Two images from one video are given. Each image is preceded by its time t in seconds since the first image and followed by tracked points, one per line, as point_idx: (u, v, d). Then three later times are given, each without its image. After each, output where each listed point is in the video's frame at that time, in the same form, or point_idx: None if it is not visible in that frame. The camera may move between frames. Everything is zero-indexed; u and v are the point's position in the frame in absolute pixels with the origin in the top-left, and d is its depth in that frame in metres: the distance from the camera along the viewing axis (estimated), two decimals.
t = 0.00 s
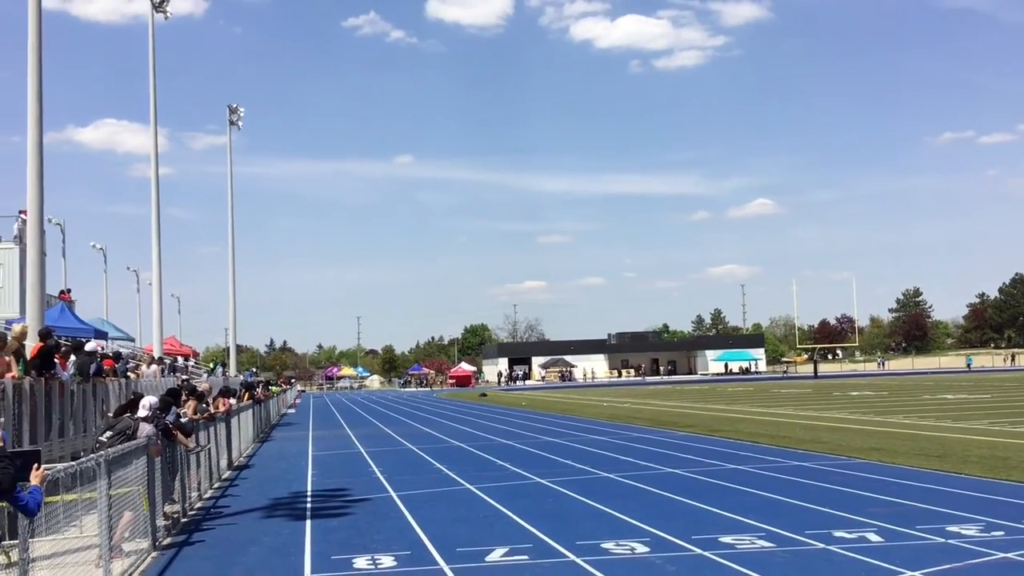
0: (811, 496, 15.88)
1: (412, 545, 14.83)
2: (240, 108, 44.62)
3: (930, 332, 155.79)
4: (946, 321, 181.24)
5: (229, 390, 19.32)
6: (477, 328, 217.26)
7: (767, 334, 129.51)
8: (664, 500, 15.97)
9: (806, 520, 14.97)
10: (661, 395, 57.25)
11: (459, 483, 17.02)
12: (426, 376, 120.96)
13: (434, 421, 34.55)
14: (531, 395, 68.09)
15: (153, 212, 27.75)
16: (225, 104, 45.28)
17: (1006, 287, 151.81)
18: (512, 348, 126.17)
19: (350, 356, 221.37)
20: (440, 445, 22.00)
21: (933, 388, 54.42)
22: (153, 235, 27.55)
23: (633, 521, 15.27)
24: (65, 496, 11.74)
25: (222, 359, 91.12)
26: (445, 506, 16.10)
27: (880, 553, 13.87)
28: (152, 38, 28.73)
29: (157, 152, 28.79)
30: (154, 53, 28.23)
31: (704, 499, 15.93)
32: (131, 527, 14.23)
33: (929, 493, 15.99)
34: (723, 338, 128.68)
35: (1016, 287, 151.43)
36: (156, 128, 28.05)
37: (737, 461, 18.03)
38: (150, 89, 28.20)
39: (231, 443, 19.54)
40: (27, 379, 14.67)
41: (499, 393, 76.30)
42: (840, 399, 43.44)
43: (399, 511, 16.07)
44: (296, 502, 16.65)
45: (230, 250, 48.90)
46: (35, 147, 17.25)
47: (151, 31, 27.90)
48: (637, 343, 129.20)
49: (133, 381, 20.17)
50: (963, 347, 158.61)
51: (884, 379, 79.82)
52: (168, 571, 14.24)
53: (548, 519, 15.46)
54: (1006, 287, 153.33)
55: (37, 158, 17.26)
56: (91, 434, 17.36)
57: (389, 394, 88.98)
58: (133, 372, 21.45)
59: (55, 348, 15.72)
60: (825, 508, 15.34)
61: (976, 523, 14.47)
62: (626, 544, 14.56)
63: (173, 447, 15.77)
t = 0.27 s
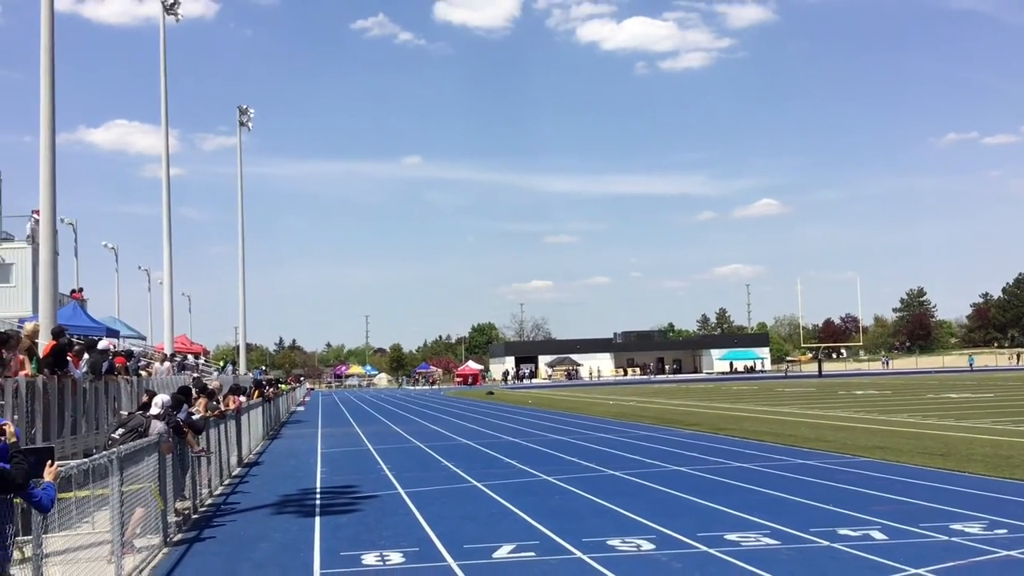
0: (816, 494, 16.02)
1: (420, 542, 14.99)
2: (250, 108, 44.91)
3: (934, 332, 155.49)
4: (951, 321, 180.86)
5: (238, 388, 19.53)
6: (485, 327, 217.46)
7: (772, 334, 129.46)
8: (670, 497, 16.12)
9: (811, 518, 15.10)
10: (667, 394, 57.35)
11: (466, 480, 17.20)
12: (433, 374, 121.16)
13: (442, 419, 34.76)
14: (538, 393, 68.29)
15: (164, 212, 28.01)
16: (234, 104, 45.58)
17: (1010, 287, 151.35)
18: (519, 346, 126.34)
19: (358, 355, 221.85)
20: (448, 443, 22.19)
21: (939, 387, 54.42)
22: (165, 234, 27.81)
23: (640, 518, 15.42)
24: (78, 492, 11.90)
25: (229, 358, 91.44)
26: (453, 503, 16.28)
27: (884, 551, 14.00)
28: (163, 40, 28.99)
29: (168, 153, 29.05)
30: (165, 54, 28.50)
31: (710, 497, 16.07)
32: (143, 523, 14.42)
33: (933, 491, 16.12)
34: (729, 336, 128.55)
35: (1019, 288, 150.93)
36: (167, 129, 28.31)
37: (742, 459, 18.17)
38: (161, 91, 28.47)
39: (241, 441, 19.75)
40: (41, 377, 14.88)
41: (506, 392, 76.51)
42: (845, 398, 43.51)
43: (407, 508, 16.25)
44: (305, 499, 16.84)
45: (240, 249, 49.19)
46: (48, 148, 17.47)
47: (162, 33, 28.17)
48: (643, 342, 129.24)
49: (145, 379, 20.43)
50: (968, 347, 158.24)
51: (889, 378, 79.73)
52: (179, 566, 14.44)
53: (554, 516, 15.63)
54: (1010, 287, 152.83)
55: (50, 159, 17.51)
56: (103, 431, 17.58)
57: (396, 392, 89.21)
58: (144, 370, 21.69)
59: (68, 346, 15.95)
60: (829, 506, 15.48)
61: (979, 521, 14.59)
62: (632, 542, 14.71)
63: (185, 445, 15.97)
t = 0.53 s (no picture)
0: (824, 493, 15.99)
1: (428, 540, 15.01)
2: (258, 108, 45.03)
3: (942, 330, 155.03)
4: (959, 319, 180.35)
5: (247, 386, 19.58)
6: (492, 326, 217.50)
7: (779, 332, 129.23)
8: (677, 496, 16.11)
9: (819, 517, 15.08)
10: (675, 393, 57.30)
11: (474, 479, 17.21)
12: (440, 373, 121.24)
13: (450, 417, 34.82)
14: (547, 392, 68.29)
15: (173, 212, 28.11)
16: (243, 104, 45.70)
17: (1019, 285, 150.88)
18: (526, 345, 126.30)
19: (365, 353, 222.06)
20: (455, 441, 22.22)
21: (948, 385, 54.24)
22: (174, 234, 27.90)
23: (648, 517, 15.41)
24: (88, 490, 11.91)
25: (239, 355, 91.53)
26: (461, 502, 16.29)
27: (892, 550, 13.97)
28: (172, 41, 29.08)
29: (178, 153, 29.15)
30: (174, 55, 28.59)
31: (718, 495, 16.07)
32: (151, 521, 14.45)
33: (941, 490, 16.09)
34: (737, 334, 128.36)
35: None
36: (176, 129, 28.41)
37: (750, 458, 18.16)
38: (170, 91, 28.57)
39: (249, 439, 19.81)
40: (50, 375, 14.92)
41: (515, 390, 76.54)
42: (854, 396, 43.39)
43: (416, 506, 16.27)
44: (313, 497, 16.88)
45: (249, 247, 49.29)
46: (57, 146, 17.52)
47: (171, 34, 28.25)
48: (651, 341, 129.09)
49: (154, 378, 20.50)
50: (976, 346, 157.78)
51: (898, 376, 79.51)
52: (188, 564, 14.48)
53: (562, 515, 15.63)
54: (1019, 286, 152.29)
55: (59, 158, 17.56)
56: (112, 430, 17.64)
57: (405, 391, 89.29)
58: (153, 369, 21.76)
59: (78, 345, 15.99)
60: (838, 504, 15.47)
61: (988, 520, 14.55)
62: (640, 540, 14.70)
63: (193, 443, 16.01)
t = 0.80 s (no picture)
0: (833, 489, 15.99)
1: (437, 536, 15.05)
2: (265, 105, 45.09)
3: (951, 325, 154.66)
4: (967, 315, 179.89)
5: (256, 382, 19.64)
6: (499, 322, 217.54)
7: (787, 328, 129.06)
8: (686, 492, 16.11)
9: (828, 512, 15.06)
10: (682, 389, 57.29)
11: (483, 474, 17.24)
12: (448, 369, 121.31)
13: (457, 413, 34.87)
14: (555, 387, 68.29)
15: (182, 208, 28.17)
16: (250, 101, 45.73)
17: None
18: (534, 341, 126.29)
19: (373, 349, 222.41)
20: (463, 437, 22.25)
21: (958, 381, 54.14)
22: (182, 230, 27.95)
23: (656, 513, 15.42)
24: (97, 487, 11.94)
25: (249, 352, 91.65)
26: (470, 497, 16.33)
27: (901, 546, 13.95)
28: (180, 37, 29.13)
29: (186, 149, 29.23)
30: (182, 51, 28.64)
31: (726, 491, 16.06)
32: (161, 517, 14.50)
33: (950, 486, 16.06)
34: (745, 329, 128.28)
35: None
36: (183, 126, 28.44)
37: (759, 453, 18.15)
38: (178, 88, 28.62)
39: (258, 435, 19.88)
40: (60, 371, 14.97)
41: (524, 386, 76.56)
42: (862, 392, 43.31)
43: (424, 502, 16.32)
44: (322, 493, 16.93)
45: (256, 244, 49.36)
46: (65, 143, 17.56)
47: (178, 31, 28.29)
48: (659, 336, 128.99)
49: (163, 374, 20.58)
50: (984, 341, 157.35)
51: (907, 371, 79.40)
52: (198, 559, 14.54)
53: (570, 511, 15.65)
54: None
55: (67, 154, 17.60)
56: (121, 426, 17.71)
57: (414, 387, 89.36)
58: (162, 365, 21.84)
59: (87, 341, 16.04)
60: (846, 500, 15.45)
61: (998, 516, 14.53)
62: (649, 535, 14.71)
63: (203, 439, 16.07)
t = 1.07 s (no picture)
0: (840, 488, 15.96)
1: (444, 535, 15.08)
2: (272, 105, 45.23)
3: (959, 324, 154.33)
4: (974, 313, 179.51)
5: (263, 381, 19.70)
6: (506, 322, 217.64)
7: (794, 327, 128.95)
8: (692, 491, 16.11)
9: (835, 512, 15.05)
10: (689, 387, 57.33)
11: (489, 473, 17.27)
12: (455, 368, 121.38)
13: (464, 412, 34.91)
14: (562, 387, 68.35)
15: (189, 208, 28.26)
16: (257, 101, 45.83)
17: None
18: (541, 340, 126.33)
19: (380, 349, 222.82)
20: (470, 436, 22.27)
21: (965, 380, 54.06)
22: (190, 229, 28.04)
23: (663, 512, 15.42)
24: (104, 486, 11.98)
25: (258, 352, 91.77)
26: (476, 496, 16.35)
27: (909, 545, 13.92)
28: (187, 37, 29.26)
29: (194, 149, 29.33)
30: (189, 51, 28.73)
31: (733, 490, 16.05)
32: (169, 516, 14.54)
33: (957, 484, 16.03)
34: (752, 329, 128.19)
35: None
36: (190, 126, 28.53)
37: (766, 452, 18.13)
38: (185, 87, 28.72)
39: (265, 433, 19.94)
40: (68, 370, 15.03)
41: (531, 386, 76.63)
42: (869, 391, 43.23)
43: (431, 501, 16.35)
44: (329, 492, 16.98)
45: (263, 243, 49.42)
46: (74, 142, 17.65)
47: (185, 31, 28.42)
48: (665, 335, 128.96)
49: (171, 373, 20.65)
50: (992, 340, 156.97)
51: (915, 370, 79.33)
52: (205, 558, 14.59)
53: (577, 509, 15.66)
54: None
55: (76, 154, 17.67)
56: (129, 425, 17.77)
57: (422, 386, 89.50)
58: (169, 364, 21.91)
59: (94, 340, 16.10)
60: (854, 499, 15.43)
61: (1006, 515, 14.49)
62: (656, 535, 14.71)
63: (210, 438, 16.13)
